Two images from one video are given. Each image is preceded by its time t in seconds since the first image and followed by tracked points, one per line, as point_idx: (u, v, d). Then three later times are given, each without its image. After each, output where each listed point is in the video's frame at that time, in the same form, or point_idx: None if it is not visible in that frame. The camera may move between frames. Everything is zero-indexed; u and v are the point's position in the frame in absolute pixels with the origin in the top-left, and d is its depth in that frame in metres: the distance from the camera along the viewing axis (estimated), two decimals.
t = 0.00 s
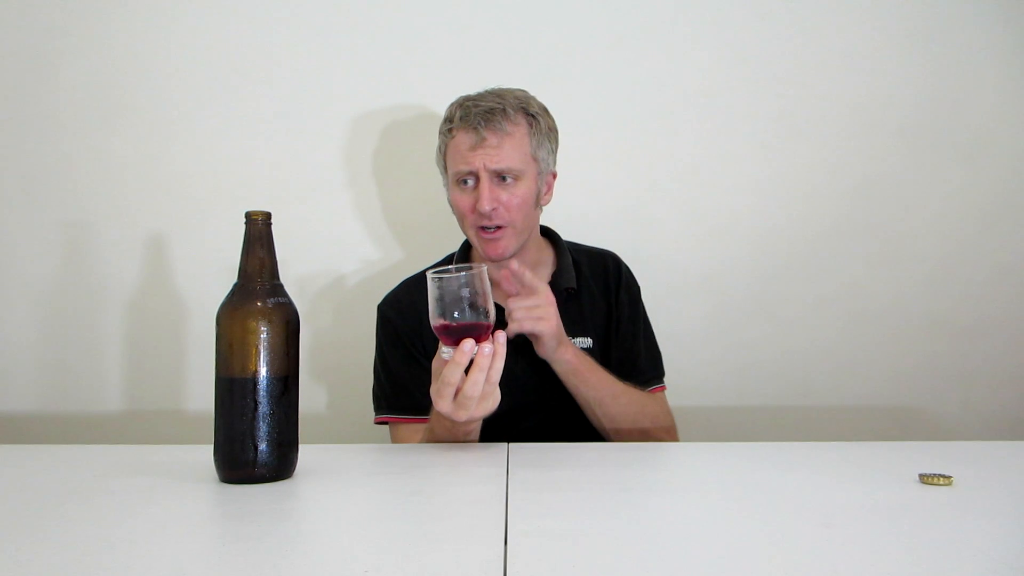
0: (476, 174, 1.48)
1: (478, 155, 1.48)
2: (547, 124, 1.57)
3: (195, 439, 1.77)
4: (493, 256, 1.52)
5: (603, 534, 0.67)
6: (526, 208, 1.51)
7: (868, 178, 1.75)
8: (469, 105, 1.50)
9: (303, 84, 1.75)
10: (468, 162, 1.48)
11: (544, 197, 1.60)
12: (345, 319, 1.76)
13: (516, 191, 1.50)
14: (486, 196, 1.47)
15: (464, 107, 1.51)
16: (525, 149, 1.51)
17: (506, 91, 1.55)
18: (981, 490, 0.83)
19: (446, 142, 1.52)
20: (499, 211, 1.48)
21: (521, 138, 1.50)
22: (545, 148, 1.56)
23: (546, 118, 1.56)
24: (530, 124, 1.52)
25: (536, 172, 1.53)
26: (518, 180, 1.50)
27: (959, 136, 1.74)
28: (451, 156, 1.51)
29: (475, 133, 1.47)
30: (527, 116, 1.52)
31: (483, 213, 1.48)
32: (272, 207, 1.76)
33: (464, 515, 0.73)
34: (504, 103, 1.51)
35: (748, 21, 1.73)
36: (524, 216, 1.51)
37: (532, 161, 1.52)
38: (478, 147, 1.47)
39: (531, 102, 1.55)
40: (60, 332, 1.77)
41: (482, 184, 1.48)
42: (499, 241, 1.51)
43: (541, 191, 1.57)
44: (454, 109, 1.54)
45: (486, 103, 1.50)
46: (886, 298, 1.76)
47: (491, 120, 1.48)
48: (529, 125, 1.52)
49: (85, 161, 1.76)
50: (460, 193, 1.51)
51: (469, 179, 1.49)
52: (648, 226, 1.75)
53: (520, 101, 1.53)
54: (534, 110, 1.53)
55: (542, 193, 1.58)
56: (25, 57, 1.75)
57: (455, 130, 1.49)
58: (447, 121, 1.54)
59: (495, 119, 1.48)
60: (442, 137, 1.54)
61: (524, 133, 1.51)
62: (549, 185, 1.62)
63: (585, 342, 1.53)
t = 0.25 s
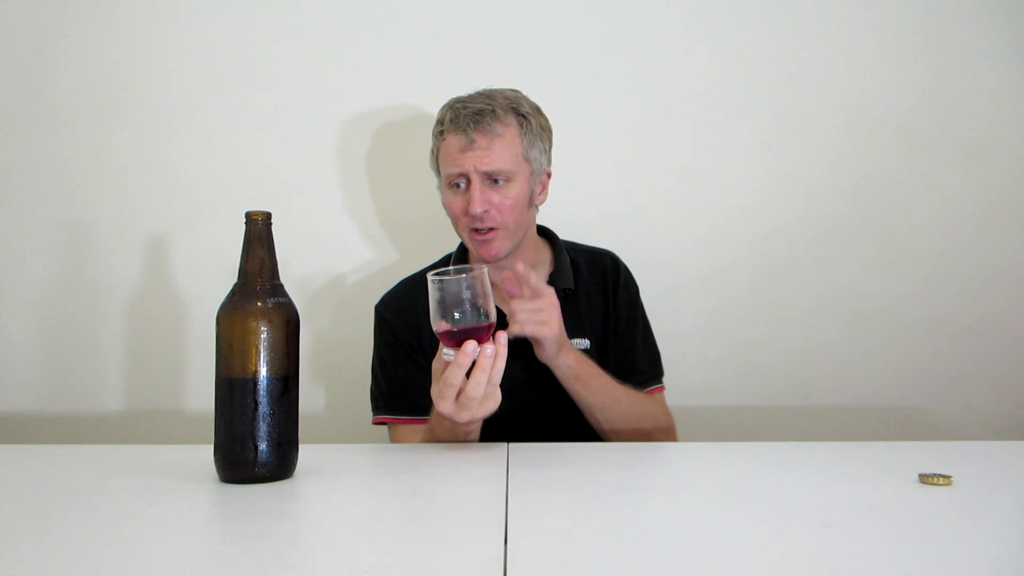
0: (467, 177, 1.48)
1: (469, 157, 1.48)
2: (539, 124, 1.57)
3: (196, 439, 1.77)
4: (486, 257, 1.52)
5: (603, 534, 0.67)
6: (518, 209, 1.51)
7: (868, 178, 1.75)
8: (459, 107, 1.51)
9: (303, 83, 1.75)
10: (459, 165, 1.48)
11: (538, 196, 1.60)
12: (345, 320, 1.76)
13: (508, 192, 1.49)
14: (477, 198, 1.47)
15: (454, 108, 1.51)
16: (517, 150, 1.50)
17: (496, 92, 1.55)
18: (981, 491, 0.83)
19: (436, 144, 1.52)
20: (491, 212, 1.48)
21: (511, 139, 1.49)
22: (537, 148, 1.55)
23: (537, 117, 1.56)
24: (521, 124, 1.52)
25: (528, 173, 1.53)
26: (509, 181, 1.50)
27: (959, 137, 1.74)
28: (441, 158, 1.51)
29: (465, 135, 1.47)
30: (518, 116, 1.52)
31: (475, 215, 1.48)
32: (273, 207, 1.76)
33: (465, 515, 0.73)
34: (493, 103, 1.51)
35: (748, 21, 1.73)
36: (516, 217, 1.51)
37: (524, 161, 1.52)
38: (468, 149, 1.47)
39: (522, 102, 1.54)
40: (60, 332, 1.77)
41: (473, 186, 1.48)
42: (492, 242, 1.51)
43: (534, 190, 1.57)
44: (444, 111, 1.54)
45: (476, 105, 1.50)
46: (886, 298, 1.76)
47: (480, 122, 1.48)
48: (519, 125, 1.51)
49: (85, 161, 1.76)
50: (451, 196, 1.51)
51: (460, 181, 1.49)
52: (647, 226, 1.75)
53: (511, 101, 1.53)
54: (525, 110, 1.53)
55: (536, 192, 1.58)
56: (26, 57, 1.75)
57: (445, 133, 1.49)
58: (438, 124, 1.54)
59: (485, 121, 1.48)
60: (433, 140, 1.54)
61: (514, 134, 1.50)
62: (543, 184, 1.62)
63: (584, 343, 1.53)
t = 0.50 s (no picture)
0: (461, 177, 1.48)
1: (463, 157, 1.48)
2: (534, 123, 1.57)
3: (196, 439, 1.77)
4: (483, 257, 1.53)
5: (603, 534, 0.67)
6: (514, 208, 1.51)
7: (868, 178, 1.75)
8: (453, 107, 1.51)
9: (303, 84, 1.75)
10: (453, 165, 1.48)
11: (536, 195, 1.60)
12: (345, 319, 1.76)
13: (503, 192, 1.50)
14: (472, 198, 1.47)
15: (448, 109, 1.51)
16: (511, 149, 1.50)
17: (491, 92, 1.55)
18: (982, 491, 0.83)
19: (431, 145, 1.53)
20: (487, 212, 1.48)
21: (506, 139, 1.49)
22: (533, 147, 1.55)
23: (533, 116, 1.56)
24: (516, 123, 1.52)
25: (523, 172, 1.53)
26: (504, 181, 1.50)
27: (959, 136, 1.74)
28: (436, 159, 1.51)
29: (459, 135, 1.47)
30: (513, 115, 1.52)
31: (471, 215, 1.48)
32: (273, 207, 1.76)
33: (466, 515, 0.73)
34: (487, 103, 1.51)
35: (748, 21, 1.73)
36: (512, 216, 1.51)
37: (519, 161, 1.52)
38: (462, 150, 1.47)
39: (516, 101, 1.54)
40: (60, 332, 1.77)
41: (468, 187, 1.48)
42: (488, 242, 1.51)
43: (531, 189, 1.57)
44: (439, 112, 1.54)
45: (470, 105, 1.50)
46: (886, 298, 1.76)
47: (474, 122, 1.48)
48: (514, 124, 1.51)
49: (85, 161, 1.76)
50: (447, 196, 1.51)
51: (455, 182, 1.49)
52: (647, 226, 1.75)
53: (505, 101, 1.53)
54: (519, 110, 1.53)
55: (532, 191, 1.58)
56: (26, 58, 1.76)
57: (439, 133, 1.50)
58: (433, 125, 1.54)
59: (478, 121, 1.48)
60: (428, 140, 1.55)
61: (509, 133, 1.50)
62: (540, 183, 1.62)
63: (583, 343, 1.54)
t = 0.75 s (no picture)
0: (462, 174, 1.48)
1: (462, 154, 1.47)
2: (532, 119, 1.57)
3: (196, 439, 1.77)
4: (484, 254, 1.52)
5: (603, 534, 0.67)
6: (514, 205, 1.51)
7: (868, 178, 1.74)
8: (452, 104, 1.51)
9: (303, 84, 1.75)
10: (453, 162, 1.48)
11: (534, 192, 1.60)
12: (345, 320, 1.76)
13: (503, 188, 1.50)
14: (473, 195, 1.47)
15: (447, 106, 1.51)
16: (510, 146, 1.50)
17: (489, 89, 1.55)
18: (982, 490, 0.83)
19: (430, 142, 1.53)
20: (487, 208, 1.48)
21: (505, 135, 1.49)
22: (531, 145, 1.55)
23: (531, 113, 1.57)
24: (514, 119, 1.52)
25: (523, 169, 1.53)
26: (504, 177, 1.50)
27: (959, 136, 1.74)
28: (436, 157, 1.51)
29: (459, 132, 1.47)
30: (511, 112, 1.52)
31: (471, 212, 1.48)
32: (272, 207, 1.76)
33: (466, 515, 0.73)
34: (485, 100, 1.51)
35: (748, 21, 1.73)
36: (512, 213, 1.51)
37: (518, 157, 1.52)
38: (462, 146, 1.47)
39: (514, 99, 1.54)
40: (60, 332, 1.77)
41: (469, 183, 1.48)
42: (489, 238, 1.51)
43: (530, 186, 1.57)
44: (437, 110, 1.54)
45: (469, 102, 1.50)
46: (886, 298, 1.76)
47: (473, 118, 1.48)
48: (513, 121, 1.51)
49: (85, 161, 1.76)
50: (447, 194, 1.51)
51: (455, 178, 1.49)
52: (647, 226, 1.75)
53: (503, 98, 1.53)
54: (517, 106, 1.53)
55: (531, 188, 1.58)
56: (25, 58, 1.76)
57: (438, 131, 1.50)
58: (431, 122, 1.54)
59: (477, 118, 1.48)
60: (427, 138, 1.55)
61: (508, 130, 1.50)
62: (538, 180, 1.62)
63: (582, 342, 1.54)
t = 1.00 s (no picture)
0: (468, 172, 1.48)
1: (469, 151, 1.48)
2: (536, 118, 1.58)
3: (196, 439, 1.77)
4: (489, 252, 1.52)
5: (603, 534, 0.67)
6: (519, 203, 1.52)
7: (868, 178, 1.74)
8: (457, 102, 1.51)
9: (303, 84, 1.75)
10: (459, 159, 1.48)
11: (537, 191, 1.60)
12: (345, 320, 1.76)
13: (508, 186, 1.50)
14: (479, 192, 1.47)
15: (452, 104, 1.51)
16: (516, 144, 1.51)
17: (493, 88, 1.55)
18: (982, 491, 0.83)
19: (434, 139, 1.53)
20: (493, 206, 1.48)
21: (510, 133, 1.50)
22: (535, 144, 1.56)
23: (535, 112, 1.57)
24: (519, 118, 1.53)
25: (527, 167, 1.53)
26: (509, 175, 1.50)
27: (959, 137, 1.74)
28: (440, 154, 1.51)
29: (465, 129, 1.47)
30: (517, 110, 1.52)
31: (477, 209, 1.48)
32: (273, 207, 1.76)
33: (466, 515, 0.73)
34: (490, 98, 1.51)
35: (748, 21, 1.73)
36: (516, 211, 1.51)
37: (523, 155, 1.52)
38: (468, 143, 1.47)
39: (519, 98, 1.55)
40: (60, 332, 1.77)
41: (475, 180, 1.48)
42: (494, 236, 1.51)
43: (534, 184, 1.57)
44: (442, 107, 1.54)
45: (474, 100, 1.51)
46: (886, 298, 1.76)
47: (480, 116, 1.48)
48: (518, 119, 1.52)
49: (85, 161, 1.76)
50: (452, 191, 1.51)
51: (461, 176, 1.49)
52: (647, 226, 1.75)
53: (508, 97, 1.53)
54: (522, 105, 1.54)
55: (534, 187, 1.58)
56: (25, 58, 1.76)
57: (444, 128, 1.49)
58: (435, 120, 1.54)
59: (484, 115, 1.48)
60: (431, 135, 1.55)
61: (513, 128, 1.50)
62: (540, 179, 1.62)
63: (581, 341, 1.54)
